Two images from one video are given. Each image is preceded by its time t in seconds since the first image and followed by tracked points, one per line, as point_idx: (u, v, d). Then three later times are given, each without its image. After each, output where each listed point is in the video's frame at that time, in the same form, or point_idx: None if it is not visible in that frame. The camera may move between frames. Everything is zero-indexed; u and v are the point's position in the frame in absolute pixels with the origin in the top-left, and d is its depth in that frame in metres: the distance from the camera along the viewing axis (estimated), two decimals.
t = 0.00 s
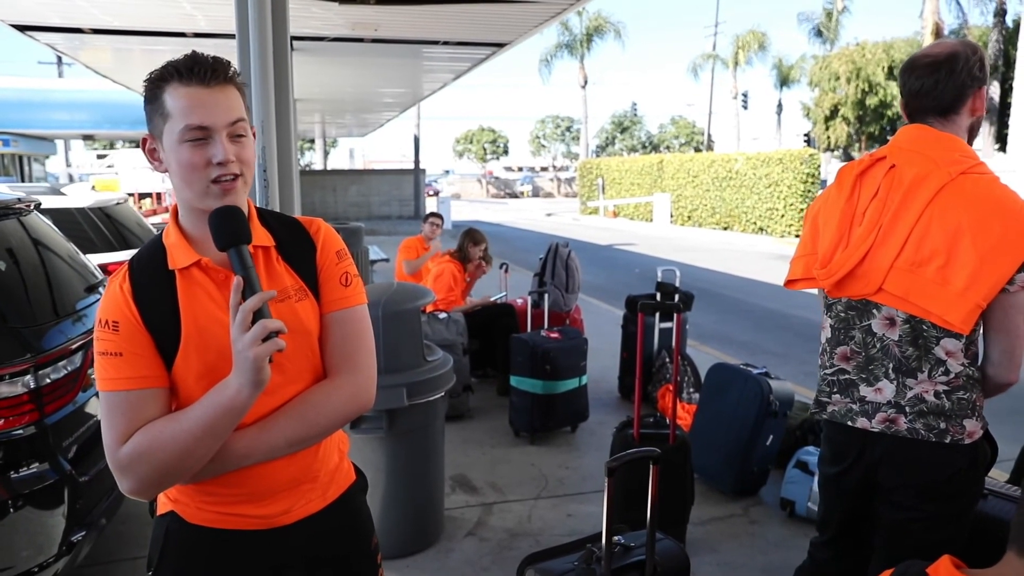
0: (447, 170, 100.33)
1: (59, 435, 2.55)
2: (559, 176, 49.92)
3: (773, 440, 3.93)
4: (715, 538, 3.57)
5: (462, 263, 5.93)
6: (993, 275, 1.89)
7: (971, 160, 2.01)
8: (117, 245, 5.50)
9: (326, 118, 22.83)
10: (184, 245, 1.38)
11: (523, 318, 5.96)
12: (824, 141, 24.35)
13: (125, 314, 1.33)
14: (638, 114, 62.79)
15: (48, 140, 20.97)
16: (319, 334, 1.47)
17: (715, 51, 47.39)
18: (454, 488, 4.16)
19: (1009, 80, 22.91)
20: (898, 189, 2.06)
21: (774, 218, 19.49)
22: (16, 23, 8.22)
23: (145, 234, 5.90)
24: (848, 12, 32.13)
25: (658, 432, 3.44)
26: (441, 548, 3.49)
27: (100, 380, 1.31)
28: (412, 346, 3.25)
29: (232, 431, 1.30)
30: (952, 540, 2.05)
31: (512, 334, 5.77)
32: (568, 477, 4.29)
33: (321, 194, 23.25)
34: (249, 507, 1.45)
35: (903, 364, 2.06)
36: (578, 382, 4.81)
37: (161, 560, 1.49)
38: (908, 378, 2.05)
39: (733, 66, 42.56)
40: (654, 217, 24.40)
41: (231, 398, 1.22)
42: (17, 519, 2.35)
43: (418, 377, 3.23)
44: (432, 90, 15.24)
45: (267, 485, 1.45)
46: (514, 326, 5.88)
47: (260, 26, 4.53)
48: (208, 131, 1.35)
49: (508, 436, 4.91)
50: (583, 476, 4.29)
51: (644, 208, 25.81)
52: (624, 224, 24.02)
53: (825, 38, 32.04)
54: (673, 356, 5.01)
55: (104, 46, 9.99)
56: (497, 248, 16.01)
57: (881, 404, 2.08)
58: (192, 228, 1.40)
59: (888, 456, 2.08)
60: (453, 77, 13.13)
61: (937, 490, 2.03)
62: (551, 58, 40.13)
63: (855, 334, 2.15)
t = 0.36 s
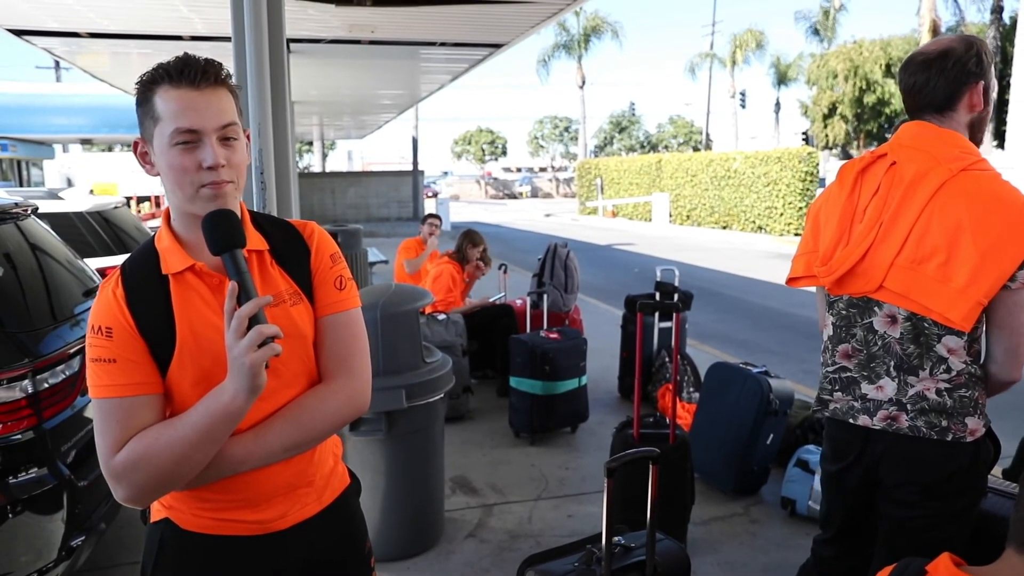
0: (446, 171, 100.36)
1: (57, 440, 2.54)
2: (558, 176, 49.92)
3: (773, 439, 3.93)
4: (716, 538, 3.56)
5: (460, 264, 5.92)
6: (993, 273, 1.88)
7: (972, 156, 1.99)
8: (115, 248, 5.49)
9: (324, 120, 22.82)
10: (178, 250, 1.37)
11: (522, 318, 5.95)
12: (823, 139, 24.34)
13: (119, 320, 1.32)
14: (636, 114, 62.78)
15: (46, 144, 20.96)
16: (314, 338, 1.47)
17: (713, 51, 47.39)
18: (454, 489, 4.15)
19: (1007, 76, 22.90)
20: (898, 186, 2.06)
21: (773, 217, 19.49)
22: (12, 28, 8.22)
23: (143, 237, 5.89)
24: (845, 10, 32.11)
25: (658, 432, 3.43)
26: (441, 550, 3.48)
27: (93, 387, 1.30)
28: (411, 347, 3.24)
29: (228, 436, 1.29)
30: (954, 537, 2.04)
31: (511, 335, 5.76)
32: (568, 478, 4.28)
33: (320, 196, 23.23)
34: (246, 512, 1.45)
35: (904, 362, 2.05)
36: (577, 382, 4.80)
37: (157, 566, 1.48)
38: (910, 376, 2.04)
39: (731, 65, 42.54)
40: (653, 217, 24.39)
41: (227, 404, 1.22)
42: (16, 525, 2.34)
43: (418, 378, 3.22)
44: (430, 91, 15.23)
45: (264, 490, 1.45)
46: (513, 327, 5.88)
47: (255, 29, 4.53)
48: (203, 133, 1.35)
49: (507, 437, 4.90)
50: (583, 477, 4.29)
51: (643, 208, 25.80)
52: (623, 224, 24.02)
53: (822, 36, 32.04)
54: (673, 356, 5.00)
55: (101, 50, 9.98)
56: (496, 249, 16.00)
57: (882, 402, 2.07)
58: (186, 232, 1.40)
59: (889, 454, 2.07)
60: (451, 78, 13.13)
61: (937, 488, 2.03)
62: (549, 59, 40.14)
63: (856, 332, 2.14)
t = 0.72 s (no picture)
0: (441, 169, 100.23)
1: (51, 439, 2.53)
2: (554, 174, 49.89)
3: (768, 436, 3.92)
4: (712, 534, 3.56)
5: (456, 262, 5.91)
6: (980, 269, 1.88)
7: (960, 152, 1.99)
8: (109, 247, 5.46)
9: (319, 117, 22.76)
10: (168, 246, 1.37)
11: (518, 316, 5.95)
12: (818, 136, 24.35)
13: (105, 314, 1.31)
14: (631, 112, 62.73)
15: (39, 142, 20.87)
16: (304, 339, 1.46)
17: (708, 48, 47.39)
18: (450, 487, 4.14)
19: (1001, 73, 22.98)
20: (887, 182, 2.05)
21: (768, 214, 19.52)
22: (4, 25, 8.18)
23: (137, 236, 5.86)
24: (841, 6, 32.15)
25: (653, 429, 3.42)
26: (437, 548, 3.47)
27: (79, 382, 1.29)
28: (406, 344, 3.23)
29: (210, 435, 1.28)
30: (947, 532, 2.04)
31: (507, 332, 5.75)
32: (563, 475, 4.28)
33: (315, 194, 23.13)
34: (233, 512, 1.44)
35: (895, 356, 2.05)
36: (573, 379, 4.80)
37: (144, 564, 1.47)
38: (901, 370, 2.04)
39: (726, 62, 42.57)
40: (649, 214, 24.40)
41: (206, 403, 1.21)
42: (10, 524, 2.33)
43: (412, 376, 3.21)
44: (426, 89, 15.20)
45: (251, 490, 1.44)
46: (509, 324, 5.87)
47: (249, 25, 4.50)
48: (190, 127, 1.34)
49: (503, 434, 4.89)
50: (579, 474, 4.29)
51: (639, 205, 25.80)
52: (619, 221, 24.01)
53: (818, 33, 32.06)
54: (669, 353, 5.00)
55: (94, 47, 9.94)
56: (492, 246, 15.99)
57: (874, 396, 2.07)
58: (174, 228, 1.39)
59: (881, 448, 2.07)
60: (446, 76, 13.10)
61: (930, 482, 2.02)
62: (545, 56, 40.10)
63: (847, 327, 2.14)
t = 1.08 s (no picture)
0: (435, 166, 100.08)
1: (40, 437, 2.50)
2: (548, 171, 49.86)
3: (762, 433, 3.92)
4: (704, 531, 3.56)
5: (450, 259, 5.89)
6: (973, 266, 1.88)
7: (953, 150, 1.99)
8: (99, 243, 5.43)
9: (312, 114, 22.67)
10: (153, 239, 1.35)
11: (511, 313, 5.93)
12: (811, 134, 24.40)
13: (89, 309, 1.30)
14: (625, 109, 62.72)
15: (30, 138, 20.74)
16: (290, 337, 1.44)
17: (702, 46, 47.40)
18: (443, 485, 4.13)
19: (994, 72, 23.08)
20: (880, 179, 2.05)
21: (762, 211, 19.55)
22: None
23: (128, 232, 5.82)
24: (834, 4, 32.21)
25: (646, 426, 3.42)
26: (430, 546, 3.46)
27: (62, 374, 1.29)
28: (398, 341, 3.21)
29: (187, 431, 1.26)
30: (939, 528, 2.04)
31: (500, 329, 5.74)
32: (556, 472, 4.27)
33: (308, 191, 23.07)
34: (215, 512, 1.42)
35: (888, 353, 2.04)
36: (566, 377, 4.79)
37: (128, 563, 1.46)
38: (893, 367, 2.04)
39: (720, 60, 42.60)
40: (643, 212, 24.41)
41: (181, 397, 1.19)
42: None
43: (405, 373, 3.19)
44: (420, 85, 15.16)
45: (234, 490, 1.42)
46: (501, 322, 5.86)
47: (240, 20, 4.47)
48: (174, 119, 1.32)
49: (497, 432, 4.88)
50: (572, 471, 4.28)
51: (633, 202, 25.81)
52: (613, 219, 24.01)
53: (811, 31, 32.10)
54: (662, 350, 5.00)
55: (85, 43, 9.87)
56: (485, 243, 15.97)
57: (867, 393, 2.07)
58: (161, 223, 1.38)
59: (874, 444, 2.06)
60: (439, 72, 13.06)
61: (922, 478, 2.02)
62: (538, 53, 40.06)
63: (839, 325, 2.13)
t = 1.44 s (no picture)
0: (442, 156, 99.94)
1: (51, 425, 2.52)
2: (556, 160, 49.72)
3: (769, 423, 3.92)
4: (712, 521, 3.57)
5: (458, 248, 5.87)
6: (990, 253, 1.87)
7: (966, 136, 1.98)
8: (108, 233, 5.44)
9: (320, 103, 22.64)
10: (160, 229, 1.36)
11: (519, 302, 5.93)
12: (820, 123, 24.25)
13: (96, 297, 1.31)
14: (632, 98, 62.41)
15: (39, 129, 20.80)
16: (296, 327, 1.44)
17: (710, 34, 47.07)
18: (451, 474, 4.15)
19: (1006, 59, 22.85)
20: (894, 167, 2.03)
21: (770, 200, 19.46)
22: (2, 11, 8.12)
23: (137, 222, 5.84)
24: None
25: (654, 416, 3.42)
26: (438, 534, 3.48)
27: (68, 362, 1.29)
28: (406, 331, 3.22)
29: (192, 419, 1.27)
30: (948, 517, 2.04)
31: (507, 319, 5.74)
32: (564, 461, 4.28)
33: (316, 180, 23.06)
34: (220, 501, 1.43)
35: (899, 343, 2.03)
36: (574, 367, 4.79)
37: (134, 552, 1.47)
38: (904, 357, 2.02)
39: (729, 47, 42.30)
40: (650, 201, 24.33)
41: (186, 386, 1.20)
42: (10, 511, 2.33)
43: (413, 363, 3.20)
44: (427, 74, 15.12)
45: (240, 479, 1.43)
46: (509, 311, 5.80)
47: (247, 9, 4.46)
48: (183, 109, 1.32)
49: (504, 421, 4.89)
50: (580, 461, 4.29)
51: (640, 191, 25.72)
52: (621, 208, 23.95)
53: (821, 18, 31.85)
54: (669, 340, 5.00)
55: (93, 33, 9.87)
56: (493, 233, 15.96)
57: (877, 381, 2.06)
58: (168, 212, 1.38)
59: (885, 434, 2.06)
60: (446, 61, 13.02)
61: (933, 466, 2.02)
62: (545, 41, 39.83)
63: (850, 314, 2.12)
